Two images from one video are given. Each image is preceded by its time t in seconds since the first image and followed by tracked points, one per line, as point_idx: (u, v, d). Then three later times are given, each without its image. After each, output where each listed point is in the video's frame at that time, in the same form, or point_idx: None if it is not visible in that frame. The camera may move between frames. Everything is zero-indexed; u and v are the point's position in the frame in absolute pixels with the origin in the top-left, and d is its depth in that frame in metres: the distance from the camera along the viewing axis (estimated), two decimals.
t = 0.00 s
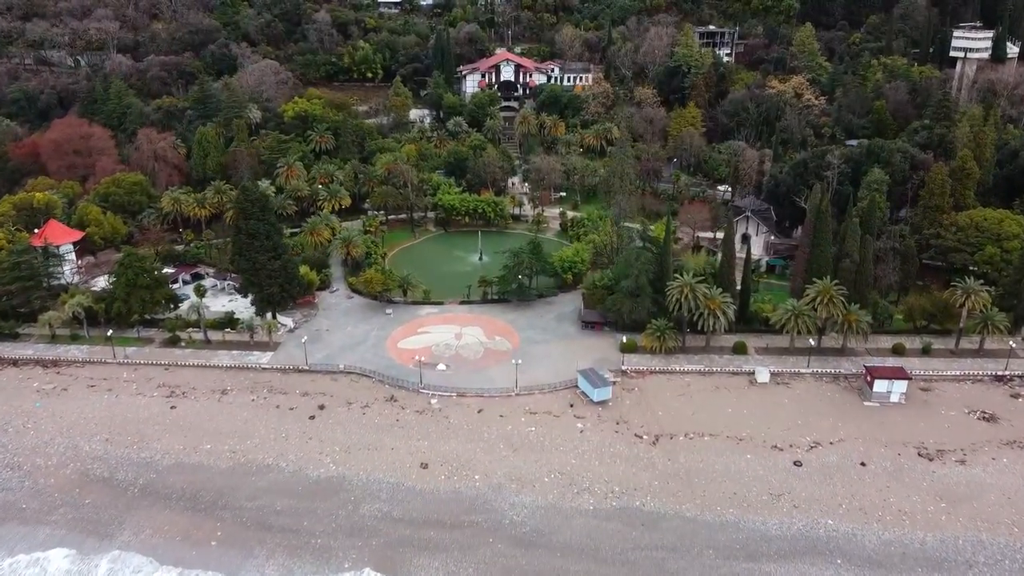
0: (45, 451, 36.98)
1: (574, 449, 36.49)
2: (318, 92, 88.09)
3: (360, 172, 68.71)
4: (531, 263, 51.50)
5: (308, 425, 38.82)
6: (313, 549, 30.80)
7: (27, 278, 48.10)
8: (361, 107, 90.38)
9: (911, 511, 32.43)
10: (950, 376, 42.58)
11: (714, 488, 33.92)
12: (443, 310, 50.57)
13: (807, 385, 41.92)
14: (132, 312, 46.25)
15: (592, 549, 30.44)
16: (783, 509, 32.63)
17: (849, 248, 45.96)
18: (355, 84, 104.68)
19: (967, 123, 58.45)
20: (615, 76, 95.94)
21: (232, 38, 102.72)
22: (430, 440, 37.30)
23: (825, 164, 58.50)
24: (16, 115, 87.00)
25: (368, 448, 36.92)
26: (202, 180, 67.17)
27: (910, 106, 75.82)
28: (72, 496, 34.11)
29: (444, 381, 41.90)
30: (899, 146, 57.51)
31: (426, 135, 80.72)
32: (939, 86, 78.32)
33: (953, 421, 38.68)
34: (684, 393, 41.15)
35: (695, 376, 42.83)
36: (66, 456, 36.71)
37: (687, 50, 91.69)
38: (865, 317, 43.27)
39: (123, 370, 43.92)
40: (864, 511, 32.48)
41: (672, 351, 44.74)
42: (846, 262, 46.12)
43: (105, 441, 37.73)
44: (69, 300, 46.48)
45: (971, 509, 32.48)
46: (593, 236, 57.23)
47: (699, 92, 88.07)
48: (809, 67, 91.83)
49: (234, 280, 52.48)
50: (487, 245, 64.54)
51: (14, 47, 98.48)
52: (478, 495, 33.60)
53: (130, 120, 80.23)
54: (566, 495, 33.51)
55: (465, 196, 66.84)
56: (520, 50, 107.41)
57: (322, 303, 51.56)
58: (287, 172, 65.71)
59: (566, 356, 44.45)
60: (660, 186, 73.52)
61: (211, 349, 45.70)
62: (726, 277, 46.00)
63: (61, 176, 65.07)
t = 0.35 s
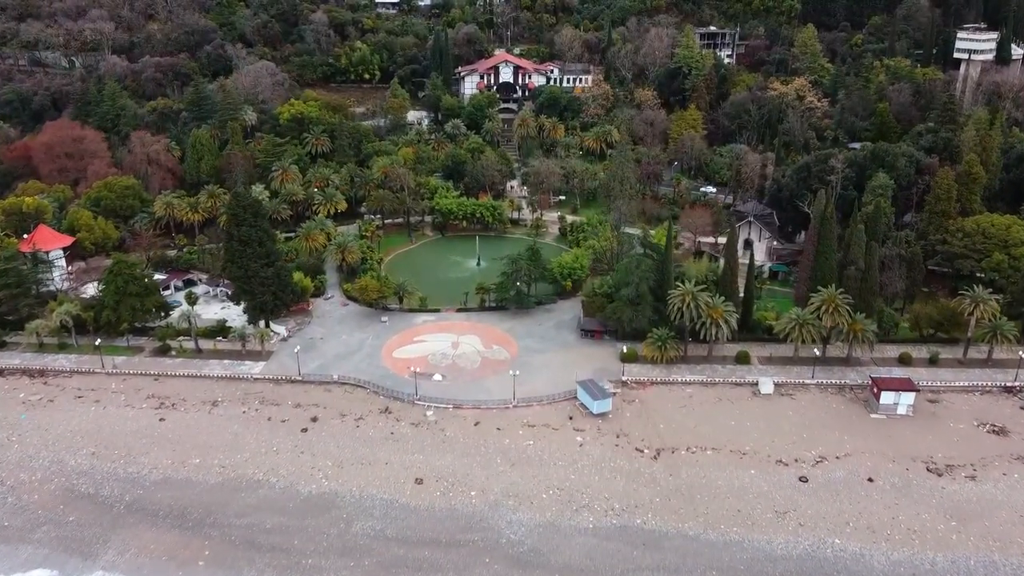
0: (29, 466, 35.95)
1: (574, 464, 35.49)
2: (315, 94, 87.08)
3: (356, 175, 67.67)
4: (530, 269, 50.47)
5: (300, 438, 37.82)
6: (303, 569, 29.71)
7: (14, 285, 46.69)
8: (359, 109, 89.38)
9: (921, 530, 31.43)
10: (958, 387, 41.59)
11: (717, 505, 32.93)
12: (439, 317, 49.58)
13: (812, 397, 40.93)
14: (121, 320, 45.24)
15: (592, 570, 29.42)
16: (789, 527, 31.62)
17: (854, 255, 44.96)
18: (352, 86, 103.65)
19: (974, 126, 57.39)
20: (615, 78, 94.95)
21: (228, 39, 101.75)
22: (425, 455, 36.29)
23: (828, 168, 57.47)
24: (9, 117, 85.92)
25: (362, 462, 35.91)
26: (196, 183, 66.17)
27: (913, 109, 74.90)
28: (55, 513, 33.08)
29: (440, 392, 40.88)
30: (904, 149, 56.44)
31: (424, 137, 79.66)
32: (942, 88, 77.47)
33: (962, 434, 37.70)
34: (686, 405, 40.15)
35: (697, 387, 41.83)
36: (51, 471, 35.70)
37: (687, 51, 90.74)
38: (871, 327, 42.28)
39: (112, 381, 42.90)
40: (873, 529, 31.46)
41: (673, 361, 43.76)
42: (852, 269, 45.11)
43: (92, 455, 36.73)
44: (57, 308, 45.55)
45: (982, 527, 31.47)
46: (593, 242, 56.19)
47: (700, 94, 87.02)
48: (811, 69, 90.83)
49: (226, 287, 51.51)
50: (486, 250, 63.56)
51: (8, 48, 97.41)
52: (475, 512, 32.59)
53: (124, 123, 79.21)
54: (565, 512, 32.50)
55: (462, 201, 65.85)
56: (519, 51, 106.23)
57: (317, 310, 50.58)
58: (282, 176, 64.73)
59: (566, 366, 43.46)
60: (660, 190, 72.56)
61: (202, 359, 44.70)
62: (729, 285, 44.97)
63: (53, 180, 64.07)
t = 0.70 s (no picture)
0: (12, 482, 34.91)
1: (572, 480, 34.49)
2: (312, 96, 86.05)
3: (351, 178, 66.58)
4: (528, 276, 49.39)
5: (291, 452, 36.79)
6: None
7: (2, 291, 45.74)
8: (355, 111, 88.37)
9: (931, 549, 30.41)
10: (966, 399, 40.58)
11: (721, 522, 31.93)
12: (436, 325, 48.58)
13: (817, 409, 39.93)
14: (110, 329, 44.23)
15: None
16: (795, 547, 30.61)
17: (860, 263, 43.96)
18: (349, 87, 102.62)
19: (980, 130, 56.38)
20: (615, 79, 94.00)
21: (224, 40, 100.86)
22: (420, 469, 35.29)
23: (833, 172, 56.41)
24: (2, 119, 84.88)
25: (354, 478, 34.89)
26: (190, 187, 65.15)
27: (917, 111, 73.97)
28: (38, 531, 32.05)
29: (436, 403, 39.89)
30: (908, 152, 55.42)
31: (421, 139, 78.53)
32: (946, 90, 76.58)
33: (972, 448, 36.69)
34: (688, 418, 39.14)
35: (698, 399, 40.82)
36: (35, 486, 34.65)
37: (688, 53, 89.86)
38: (877, 336, 41.26)
39: (100, 392, 41.86)
40: (881, 548, 30.46)
41: (675, 371, 42.75)
42: (857, 276, 44.13)
43: (77, 470, 35.70)
44: (45, 316, 44.48)
45: (994, 546, 30.48)
46: (592, 247, 55.08)
47: (700, 96, 85.95)
48: (813, 70, 89.69)
49: (218, 294, 50.44)
50: (483, 256, 62.56)
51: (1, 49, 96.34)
52: (470, 531, 31.57)
53: (118, 125, 78.18)
54: (563, 531, 31.49)
55: (460, 205, 64.84)
56: (519, 52, 104.60)
57: (311, 318, 49.57)
58: (277, 180, 63.74)
59: (565, 376, 42.45)
60: (660, 194, 71.62)
61: (192, 368, 43.68)
62: (731, 293, 43.97)
63: (44, 184, 63.02)
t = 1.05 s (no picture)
0: None
1: (571, 496, 33.46)
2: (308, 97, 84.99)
3: (347, 181, 65.55)
4: (526, 282, 48.31)
5: (282, 467, 35.75)
6: None
7: None
8: (352, 113, 87.35)
9: (942, 570, 29.36)
10: (976, 411, 39.55)
11: (725, 541, 30.88)
12: (432, 333, 47.55)
13: (823, 421, 38.89)
14: (99, 337, 43.19)
15: None
16: (801, 567, 29.57)
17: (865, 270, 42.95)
18: (346, 88, 101.49)
19: (987, 133, 55.30)
20: (615, 81, 93.04)
21: (220, 40, 99.94)
22: (414, 485, 34.24)
23: (837, 176, 55.36)
24: None
25: (347, 494, 33.84)
26: (183, 190, 64.09)
27: (920, 114, 73.04)
28: (19, 550, 30.96)
29: (431, 415, 38.86)
30: (913, 156, 54.32)
31: (419, 141, 77.51)
32: (951, 92, 75.62)
33: (982, 462, 35.68)
34: (691, 430, 38.11)
35: (701, 410, 39.79)
36: (18, 503, 33.60)
37: (689, 53, 88.98)
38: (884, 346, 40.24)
39: (87, 403, 40.82)
40: (891, 569, 29.41)
41: (676, 381, 41.72)
42: (862, 284, 43.15)
43: (61, 485, 34.65)
44: (31, 324, 43.43)
45: (1008, 567, 29.44)
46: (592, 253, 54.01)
47: (701, 98, 84.68)
48: (815, 71, 87.98)
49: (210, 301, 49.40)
50: (481, 261, 61.53)
51: None
52: (466, 550, 30.52)
53: (111, 127, 77.14)
54: (562, 550, 30.46)
55: (457, 209, 63.86)
56: (518, 53, 103.66)
57: (304, 325, 48.54)
58: (271, 183, 62.67)
59: (563, 387, 41.42)
60: (661, 197, 70.68)
61: (182, 378, 42.63)
62: (734, 301, 42.85)
63: (34, 187, 61.95)
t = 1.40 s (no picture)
0: None
1: (571, 513, 32.43)
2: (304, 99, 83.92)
3: (342, 184, 64.51)
4: (525, 289, 47.27)
5: (273, 482, 34.70)
6: None
7: None
8: (349, 115, 86.35)
9: None
10: (986, 423, 38.52)
11: (729, 560, 29.87)
12: (428, 341, 46.54)
13: (829, 434, 37.87)
14: (86, 347, 42.10)
15: None
16: None
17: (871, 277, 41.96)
18: (343, 89, 100.41)
19: (994, 137, 54.32)
20: (615, 83, 92.10)
21: (216, 41, 99.02)
22: (408, 501, 33.21)
23: (841, 180, 54.32)
24: None
25: (339, 510, 32.81)
26: (176, 194, 63.02)
27: (924, 116, 72.49)
28: None
29: (427, 427, 37.87)
30: (919, 160, 53.32)
31: (416, 144, 76.60)
32: (955, 94, 74.79)
33: (993, 477, 34.66)
34: (693, 443, 37.08)
35: (703, 422, 38.76)
36: None
37: (690, 54, 88.12)
38: (891, 356, 39.23)
39: (73, 415, 39.77)
40: None
41: (678, 392, 40.70)
42: (868, 292, 42.13)
43: (45, 501, 33.61)
44: (17, 333, 42.34)
45: None
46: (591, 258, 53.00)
47: (702, 99, 83.78)
48: (817, 72, 87.03)
49: (201, 308, 48.36)
50: (478, 266, 60.55)
51: None
52: (461, 570, 29.51)
53: (104, 129, 76.07)
54: (561, 570, 29.43)
55: (455, 213, 62.87)
56: (517, 53, 102.67)
57: (298, 333, 47.53)
58: (265, 187, 61.62)
59: (562, 398, 40.39)
60: (662, 201, 69.67)
61: (171, 389, 41.59)
62: (737, 309, 41.80)
63: (24, 191, 60.88)
